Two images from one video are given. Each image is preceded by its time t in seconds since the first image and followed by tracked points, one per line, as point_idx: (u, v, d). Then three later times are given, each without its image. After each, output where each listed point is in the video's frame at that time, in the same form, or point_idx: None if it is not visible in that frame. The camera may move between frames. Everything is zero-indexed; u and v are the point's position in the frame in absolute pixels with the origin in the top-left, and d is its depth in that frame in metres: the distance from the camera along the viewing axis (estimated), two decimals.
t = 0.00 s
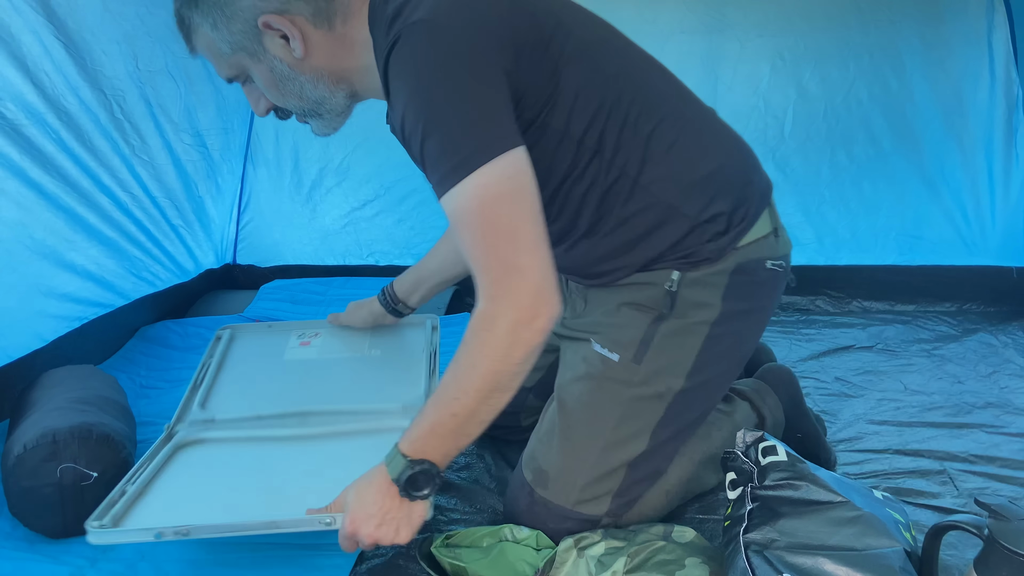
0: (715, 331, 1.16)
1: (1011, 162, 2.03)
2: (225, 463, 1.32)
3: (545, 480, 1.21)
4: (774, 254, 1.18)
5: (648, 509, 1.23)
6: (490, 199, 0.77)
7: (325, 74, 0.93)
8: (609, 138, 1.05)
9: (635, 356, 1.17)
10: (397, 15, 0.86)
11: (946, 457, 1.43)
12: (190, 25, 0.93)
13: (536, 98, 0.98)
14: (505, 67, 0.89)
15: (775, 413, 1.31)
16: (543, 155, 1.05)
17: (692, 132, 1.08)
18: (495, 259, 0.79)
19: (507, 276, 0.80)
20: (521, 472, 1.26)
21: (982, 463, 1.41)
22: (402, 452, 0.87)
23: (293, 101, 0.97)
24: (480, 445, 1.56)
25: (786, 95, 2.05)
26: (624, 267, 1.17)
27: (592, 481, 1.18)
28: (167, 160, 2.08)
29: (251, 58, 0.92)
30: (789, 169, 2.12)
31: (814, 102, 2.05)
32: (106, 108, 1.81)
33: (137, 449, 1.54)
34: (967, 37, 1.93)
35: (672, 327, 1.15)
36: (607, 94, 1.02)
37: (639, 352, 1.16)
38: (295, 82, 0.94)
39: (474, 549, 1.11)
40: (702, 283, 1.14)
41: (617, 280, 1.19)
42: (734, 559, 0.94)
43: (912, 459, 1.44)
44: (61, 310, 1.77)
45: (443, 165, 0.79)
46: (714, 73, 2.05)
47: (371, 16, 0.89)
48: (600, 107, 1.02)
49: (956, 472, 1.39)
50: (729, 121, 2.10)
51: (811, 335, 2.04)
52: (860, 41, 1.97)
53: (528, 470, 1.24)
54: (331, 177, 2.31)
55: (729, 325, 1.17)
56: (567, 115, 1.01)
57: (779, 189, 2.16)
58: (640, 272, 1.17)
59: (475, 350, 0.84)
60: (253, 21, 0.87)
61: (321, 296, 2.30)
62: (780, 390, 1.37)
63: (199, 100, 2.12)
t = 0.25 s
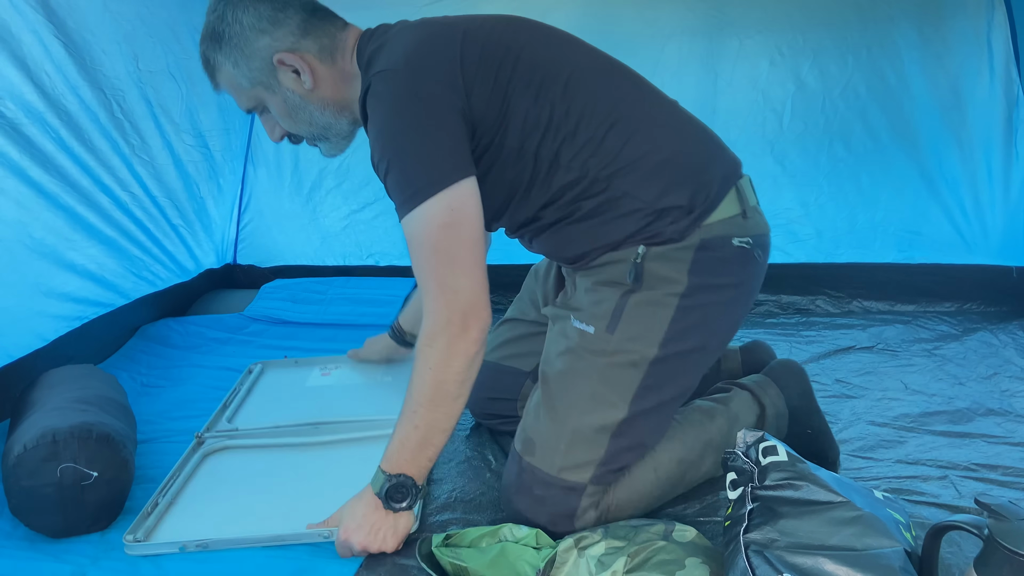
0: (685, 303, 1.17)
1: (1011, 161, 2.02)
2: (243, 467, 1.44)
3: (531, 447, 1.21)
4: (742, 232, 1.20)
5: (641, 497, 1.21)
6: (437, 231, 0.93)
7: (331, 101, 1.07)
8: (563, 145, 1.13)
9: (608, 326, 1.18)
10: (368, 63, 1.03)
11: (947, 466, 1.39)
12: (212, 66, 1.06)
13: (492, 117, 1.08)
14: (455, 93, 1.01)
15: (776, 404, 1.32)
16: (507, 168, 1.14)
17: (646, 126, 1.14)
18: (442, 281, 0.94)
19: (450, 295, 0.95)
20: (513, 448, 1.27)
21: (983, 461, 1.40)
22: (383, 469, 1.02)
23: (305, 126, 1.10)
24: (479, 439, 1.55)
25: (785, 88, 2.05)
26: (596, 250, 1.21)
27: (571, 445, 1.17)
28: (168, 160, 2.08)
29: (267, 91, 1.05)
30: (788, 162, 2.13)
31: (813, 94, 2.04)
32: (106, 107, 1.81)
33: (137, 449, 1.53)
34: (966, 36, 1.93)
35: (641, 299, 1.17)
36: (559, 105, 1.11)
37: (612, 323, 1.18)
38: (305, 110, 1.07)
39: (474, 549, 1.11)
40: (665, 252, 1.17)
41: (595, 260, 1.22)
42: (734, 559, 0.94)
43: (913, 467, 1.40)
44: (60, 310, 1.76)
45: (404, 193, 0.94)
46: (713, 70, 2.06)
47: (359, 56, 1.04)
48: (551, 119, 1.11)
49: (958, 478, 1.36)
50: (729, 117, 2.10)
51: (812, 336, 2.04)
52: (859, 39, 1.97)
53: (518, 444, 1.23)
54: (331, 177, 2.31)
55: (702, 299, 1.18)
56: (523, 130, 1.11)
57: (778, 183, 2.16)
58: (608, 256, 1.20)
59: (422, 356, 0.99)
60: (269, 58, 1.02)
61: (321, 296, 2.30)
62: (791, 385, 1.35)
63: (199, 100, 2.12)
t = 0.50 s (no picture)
0: (670, 281, 1.19)
1: (1012, 162, 2.02)
2: (242, 471, 1.43)
3: (514, 413, 1.24)
4: (727, 210, 1.21)
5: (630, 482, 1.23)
6: (443, 201, 0.93)
7: (325, 97, 1.08)
8: (553, 123, 1.13)
9: (595, 304, 1.19)
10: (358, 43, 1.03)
11: (948, 466, 1.39)
12: (206, 64, 1.06)
13: (482, 96, 1.09)
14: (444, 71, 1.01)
15: (774, 392, 1.30)
16: (498, 147, 1.14)
17: (633, 103, 1.15)
18: (450, 252, 0.95)
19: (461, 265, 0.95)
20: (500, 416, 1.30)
21: (982, 461, 1.40)
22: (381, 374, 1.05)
23: (300, 123, 1.10)
24: (479, 438, 1.54)
25: (785, 88, 2.05)
26: (588, 228, 1.22)
27: (551, 413, 1.20)
28: (171, 163, 2.08)
29: (261, 88, 1.05)
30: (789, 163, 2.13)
31: (813, 95, 2.04)
32: (111, 112, 1.81)
33: (137, 449, 1.53)
34: (967, 36, 1.93)
35: (629, 279, 1.18)
36: (547, 83, 1.12)
37: (598, 301, 1.19)
38: (300, 106, 1.08)
39: (474, 549, 1.11)
40: (656, 237, 1.18)
41: (589, 239, 1.23)
42: (734, 559, 0.94)
43: (913, 467, 1.40)
44: (62, 311, 1.76)
45: (404, 168, 0.95)
46: (713, 69, 2.06)
47: (351, 42, 1.05)
48: (539, 97, 1.12)
49: (959, 478, 1.35)
50: (729, 117, 2.10)
51: (812, 336, 2.04)
52: (860, 40, 1.97)
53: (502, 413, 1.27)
54: (331, 177, 2.31)
55: (686, 277, 1.19)
56: (512, 108, 1.11)
57: (778, 183, 2.17)
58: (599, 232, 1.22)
59: (437, 333, 1.01)
60: (262, 55, 1.02)
61: (321, 296, 2.30)
62: (793, 377, 1.32)
63: (200, 101, 2.12)
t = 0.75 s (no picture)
0: (674, 291, 1.18)
1: (1011, 161, 2.02)
2: (242, 474, 1.42)
3: (520, 421, 1.23)
4: (732, 220, 1.20)
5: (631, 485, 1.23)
6: (431, 222, 1.03)
7: (325, 90, 1.10)
8: (561, 130, 1.13)
9: (601, 314, 1.17)
10: (366, 47, 1.05)
11: (947, 464, 1.40)
12: (206, 55, 1.07)
13: (489, 103, 1.09)
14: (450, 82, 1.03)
15: (778, 404, 1.30)
16: (505, 154, 1.14)
17: (645, 112, 1.14)
18: (433, 267, 1.07)
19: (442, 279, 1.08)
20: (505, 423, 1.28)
21: (982, 460, 1.40)
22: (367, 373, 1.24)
23: (299, 115, 1.12)
24: (479, 438, 1.54)
25: (786, 91, 2.05)
26: (592, 237, 1.21)
27: (556, 422, 1.19)
28: (167, 160, 2.08)
29: (261, 80, 1.07)
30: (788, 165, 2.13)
31: (814, 97, 2.05)
32: (106, 108, 1.81)
33: (138, 449, 1.53)
34: (967, 36, 1.93)
35: (635, 289, 1.16)
36: (558, 91, 1.12)
37: (605, 311, 1.17)
38: (299, 100, 1.10)
39: (475, 549, 1.11)
40: (664, 247, 1.17)
41: (592, 247, 1.22)
42: (734, 559, 0.95)
43: (912, 464, 1.40)
44: (61, 310, 1.76)
45: (401, 180, 1.01)
46: (713, 71, 2.06)
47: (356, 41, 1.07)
48: (548, 105, 1.12)
49: (957, 476, 1.36)
50: (728, 117, 2.10)
51: (812, 335, 2.04)
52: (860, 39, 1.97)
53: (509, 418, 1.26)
54: (331, 176, 2.31)
55: (690, 287, 1.19)
56: (520, 116, 1.11)
57: (778, 186, 2.17)
58: (603, 239, 1.21)
59: (419, 331, 1.16)
60: (263, 46, 1.03)
61: (321, 296, 2.30)
62: (793, 385, 1.33)
63: (197, 99, 2.13)
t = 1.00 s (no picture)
0: (684, 298, 1.18)
1: (1011, 162, 2.02)
2: (247, 471, 1.43)
3: (523, 425, 1.23)
4: (742, 228, 1.21)
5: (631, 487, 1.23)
6: (466, 199, 0.90)
7: (333, 74, 1.01)
8: (583, 127, 1.09)
9: (607, 321, 1.18)
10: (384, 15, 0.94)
11: (946, 466, 1.39)
12: (209, 32, 0.99)
13: (513, 93, 1.04)
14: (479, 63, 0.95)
15: (780, 406, 1.30)
16: (522, 147, 1.10)
17: (666, 115, 1.12)
18: (471, 249, 0.93)
19: (479, 265, 0.94)
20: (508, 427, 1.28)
21: (981, 461, 1.40)
22: (365, 323, 1.12)
23: (304, 97, 1.05)
24: (479, 439, 1.55)
25: (786, 93, 2.05)
26: (599, 238, 1.20)
27: (561, 428, 1.19)
28: (165, 158, 2.08)
29: (266, 62, 0.99)
30: (788, 168, 2.13)
31: (814, 98, 2.05)
32: (104, 106, 1.81)
33: (138, 449, 1.54)
34: (967, 36, 1.93)
35: (644, 295, 1.17)
36: (584, 86, 1.07)
37: (614, 318, 1.17)
38: (306, 83, 1.02)
39: (475, 549, 1.11)
40: (670, 251, 1.17)
41: (599, 248, 1.21)
42: (734, 559, 0.95)
43: (911, 467, 1.40)
44: (60, 310, 1.76)
45: (426, 160, 0.90)
46: (713, 72, 2.06)
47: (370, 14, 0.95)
48: (572, 101, 1.07)
49: (957, 479, 1.35)
50: (728, 118, 2.10)
51: (811, 336, 2.04)
52: (860, 40, 1.97)
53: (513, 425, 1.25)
54: (332, 176, 2.32)
55: (700, 294, 1.19)
56: (543, 108, 1.06)
57: (779, 188, 2.17)
58: (612, 240, 1.19)
59: (445, 314, 1.03)
60: (267, 28, 0.94)
61: (321, 296, 2.30)
62: (795, 386, 1.32)
63: (197, 99, 2.13)
